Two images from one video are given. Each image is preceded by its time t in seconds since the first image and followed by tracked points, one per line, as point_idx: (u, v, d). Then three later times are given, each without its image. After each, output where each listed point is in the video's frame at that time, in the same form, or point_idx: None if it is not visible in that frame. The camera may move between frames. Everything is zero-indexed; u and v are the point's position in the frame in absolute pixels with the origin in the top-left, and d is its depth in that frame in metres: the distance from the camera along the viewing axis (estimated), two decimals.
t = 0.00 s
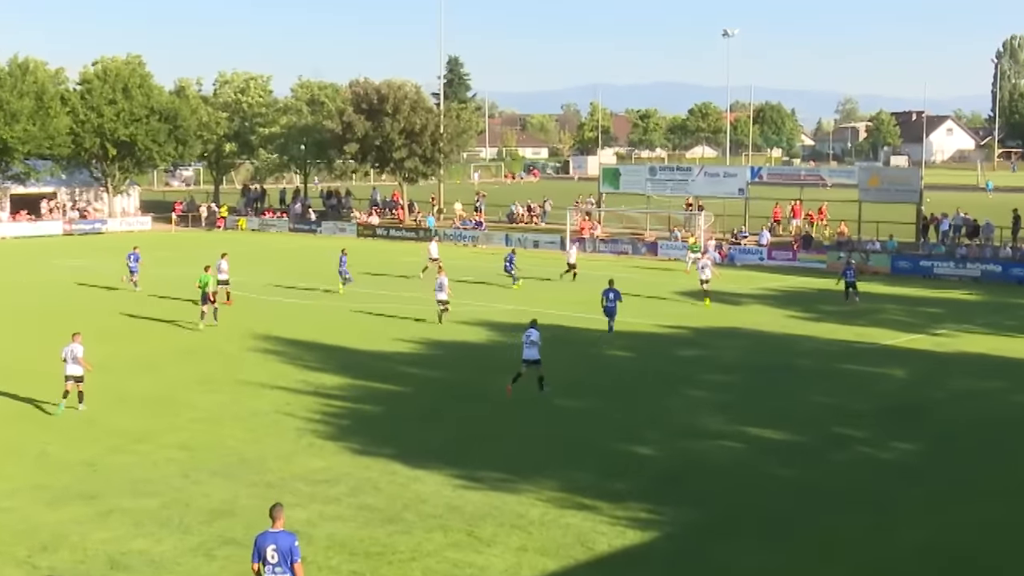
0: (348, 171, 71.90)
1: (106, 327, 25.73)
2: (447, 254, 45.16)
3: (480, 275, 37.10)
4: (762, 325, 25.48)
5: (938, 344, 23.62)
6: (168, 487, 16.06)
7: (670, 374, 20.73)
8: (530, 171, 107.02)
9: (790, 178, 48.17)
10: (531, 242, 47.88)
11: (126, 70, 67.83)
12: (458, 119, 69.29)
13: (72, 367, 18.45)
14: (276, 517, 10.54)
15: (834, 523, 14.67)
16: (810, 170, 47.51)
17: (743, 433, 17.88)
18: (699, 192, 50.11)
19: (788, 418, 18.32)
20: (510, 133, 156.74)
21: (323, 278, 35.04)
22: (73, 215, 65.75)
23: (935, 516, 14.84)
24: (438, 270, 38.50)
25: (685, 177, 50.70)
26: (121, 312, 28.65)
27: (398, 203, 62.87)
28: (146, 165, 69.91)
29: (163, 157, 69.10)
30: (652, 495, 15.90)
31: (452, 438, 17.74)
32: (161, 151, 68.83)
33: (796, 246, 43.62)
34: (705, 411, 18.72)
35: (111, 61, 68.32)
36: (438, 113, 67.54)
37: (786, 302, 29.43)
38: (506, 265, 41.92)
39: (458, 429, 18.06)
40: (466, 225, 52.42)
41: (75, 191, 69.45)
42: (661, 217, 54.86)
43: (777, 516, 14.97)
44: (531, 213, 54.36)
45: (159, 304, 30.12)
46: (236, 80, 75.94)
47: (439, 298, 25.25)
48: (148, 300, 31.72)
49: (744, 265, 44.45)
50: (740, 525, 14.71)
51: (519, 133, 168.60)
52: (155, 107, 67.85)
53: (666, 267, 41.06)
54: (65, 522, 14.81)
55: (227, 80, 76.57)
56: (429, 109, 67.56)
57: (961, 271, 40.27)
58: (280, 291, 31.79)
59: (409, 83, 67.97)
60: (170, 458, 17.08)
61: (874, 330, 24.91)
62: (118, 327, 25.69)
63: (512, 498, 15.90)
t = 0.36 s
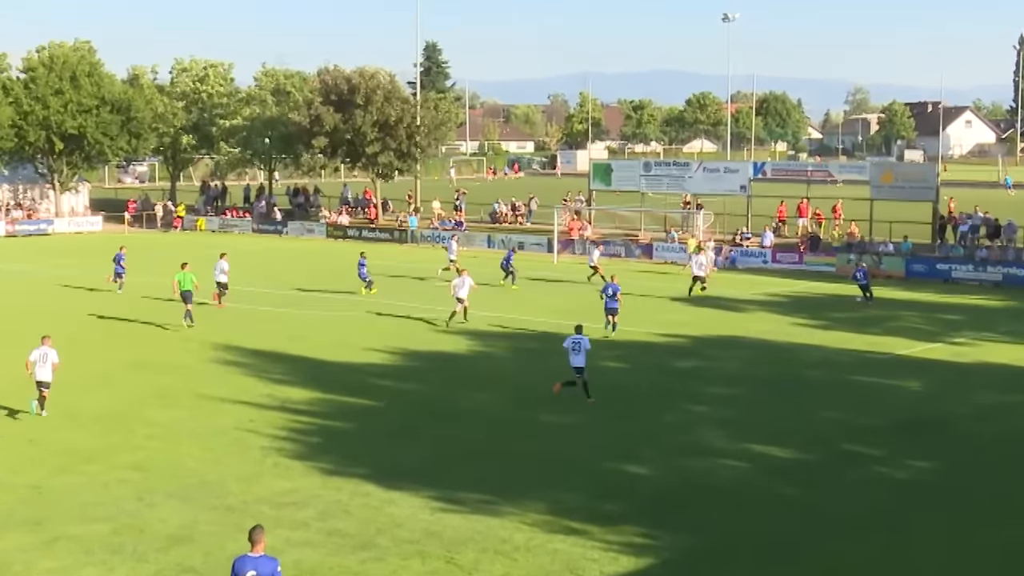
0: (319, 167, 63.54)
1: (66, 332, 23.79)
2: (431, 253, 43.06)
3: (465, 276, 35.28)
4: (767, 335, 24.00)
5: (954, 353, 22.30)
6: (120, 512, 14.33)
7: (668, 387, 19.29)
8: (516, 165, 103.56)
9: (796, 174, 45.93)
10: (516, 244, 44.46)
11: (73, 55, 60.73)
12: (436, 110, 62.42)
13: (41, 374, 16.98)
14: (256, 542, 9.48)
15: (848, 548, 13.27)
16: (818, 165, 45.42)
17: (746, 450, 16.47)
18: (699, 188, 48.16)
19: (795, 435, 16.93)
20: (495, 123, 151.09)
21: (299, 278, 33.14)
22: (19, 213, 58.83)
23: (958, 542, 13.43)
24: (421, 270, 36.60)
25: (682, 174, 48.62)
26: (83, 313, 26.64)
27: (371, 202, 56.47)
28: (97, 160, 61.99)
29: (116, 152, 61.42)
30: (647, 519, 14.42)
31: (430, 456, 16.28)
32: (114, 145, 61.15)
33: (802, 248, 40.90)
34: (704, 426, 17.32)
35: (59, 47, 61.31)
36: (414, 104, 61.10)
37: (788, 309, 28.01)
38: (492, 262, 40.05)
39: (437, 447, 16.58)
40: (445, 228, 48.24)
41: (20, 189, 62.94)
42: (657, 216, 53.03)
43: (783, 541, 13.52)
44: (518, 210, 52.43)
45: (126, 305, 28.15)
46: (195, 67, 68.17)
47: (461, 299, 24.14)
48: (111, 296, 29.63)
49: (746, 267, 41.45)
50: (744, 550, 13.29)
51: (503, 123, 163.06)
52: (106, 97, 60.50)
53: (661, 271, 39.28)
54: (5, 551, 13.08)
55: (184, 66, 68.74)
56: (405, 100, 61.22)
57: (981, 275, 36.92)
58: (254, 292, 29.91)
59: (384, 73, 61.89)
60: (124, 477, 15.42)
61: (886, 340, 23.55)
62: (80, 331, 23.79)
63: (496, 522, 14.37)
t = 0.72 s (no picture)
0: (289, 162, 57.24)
1: (27, 336, 22.33)
2: (419, 252, 41.40)
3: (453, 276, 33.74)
4: (773, 342, 22.72)
5: (973, 361, 21.07)
6: (73, 536, 12.96)
7: (669, 399, 17.98)
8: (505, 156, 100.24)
9: (809, 168, 43.40)
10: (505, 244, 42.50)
11: (19, 36, 53.43)
12: (418, 98, 55.73)
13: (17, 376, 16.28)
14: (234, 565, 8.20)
15: None
16: (832, 158, 42.91)
17: (754, 466, 15.18)
18: (702, 183, 45.19)
19: (805, 451, 15.66)
20: (482, 112, 146.47)
21: (279, 279, 31.62)
22: None
23: (992, 569, 12.09)
24: (407, 271, 35.06)
25: (685, 167, 45.58)
26: (46, 315, 25.09)
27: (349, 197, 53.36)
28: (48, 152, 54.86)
29: (70, 144, 54.58)
30: (647, 541, 13.08)
31: (411, 475, 14.94)
32: (67, 136, 54.19)
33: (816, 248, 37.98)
34: (708, 441, 16.04)
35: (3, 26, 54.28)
36: (395, 93, 54.64)
37: (793, 313, 26.73)
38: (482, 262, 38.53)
39: (419, 465, 15.25)
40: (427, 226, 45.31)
41: None
42: (656, 213, 51.16)
43: (797, 567, 12.20)
44: (507, 207, 50.68)
45: (95, 305, 26.63)
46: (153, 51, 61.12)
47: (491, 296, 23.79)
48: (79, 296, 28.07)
49: (756, 270, 38.47)
50: None
51: (489, 112, 158.77)
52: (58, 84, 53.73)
53: (660, 271, 37.75)
54: None
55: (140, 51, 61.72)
56: (386, 90, 54.67)
57: (1009, 277, 34.47)
58: (231, 294, 28.39)
59: (360, 57, 55.24)
60: (78, 499, 14.00)
61: (903, 348, 22.26)
62: (43, 336, 22.31)
63: (483, 544, 12.99)
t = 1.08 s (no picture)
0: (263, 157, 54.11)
1: None
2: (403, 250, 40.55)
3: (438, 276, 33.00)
4: (767, 345, 22.08)
5: (973, 364, 20.50)
6: (35, 549, 12.19)
7: (660, 405, 17.33)
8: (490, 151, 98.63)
9: (806, 162, 42.27)
10: (489, 242, 40.90)
11: None
12: (398, 90, 53.34)
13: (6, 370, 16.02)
14: None
15: None
16: (830, 152, 41.67)
17: (750, 476, 14.52)
18: (695, 179, 44.53)
19: (803, 459, 15.02)
20: (466, 106, 144.34)
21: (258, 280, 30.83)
22: None
23: None
24: (390, 271, 34.27)
25: (677, 162, 44.72)
26: (12, 317, 24.17)
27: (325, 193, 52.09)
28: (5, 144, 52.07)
29: (30, 138, 52.11)
30: (639, 554, 12.39)
31: (390, 485, 14.25)
32: (27, 129, 51.77)
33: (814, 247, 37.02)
34: (702, 450, 15.39)
35: None
36: (374, 83, 51.67)
37: (786, 315, 26.13)
38: (467, 262, 37.81)
39: (400, 474, 14.57)
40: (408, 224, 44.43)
41: None
42: (645, 212, 50.20)
43: None
44: (492, 203, 49.80)
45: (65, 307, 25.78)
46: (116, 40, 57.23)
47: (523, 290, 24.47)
48: (49, 298, 27.21)
49: (753, 270, 37.65)
50: None
51: (473, 105, 156.26)
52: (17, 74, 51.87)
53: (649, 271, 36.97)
54: None
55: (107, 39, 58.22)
56: (364, 79, 51.66)
57: (1016, 277, 33.92)
58: (208, 296, 27.59)
59: (336, 44, 52.17)
60: (40, 510, 13.25)
61: (903, 350, 21.65)
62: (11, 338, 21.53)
63: (466, 557, 12.29)
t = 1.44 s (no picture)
0: (250, 157, 53.75)
1: None
2: (393, 250, 40.43)
3: (427, 276, 32.88)
4: (759, 345, 21.99)
5: (967, 365, 20.43)
6: (20, 553, 12.04)
7: (650, 406, 17.20)
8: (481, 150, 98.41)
9: (798, 163, 42.47)
10: (479, 242, 40.90)
11: None
12: (387, 89, 52.85)
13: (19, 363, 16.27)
14: None
15: None
16: (823, 152, 41.94)
17: (742, 478, 14.40)
18: (687, 179, 44.17)
19: (796, 461, 14.90)
20: (456, 105, 144.02)
21: (246, 280, 30.67)
22: None
23: None
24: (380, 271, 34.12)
25: (669, 161, 44.49)
26: None
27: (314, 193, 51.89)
28: None
29: (15, 138, 52.26)
30: (631, 557, 12.26)
31: (379, 488, 14.11)
32: (12, 129, 51.93)
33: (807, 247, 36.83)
34: (694, 451, 15.27)
35: None
36: (363, 81, 51.45)
37: (777, 315, 26.05)
38: (457, 262, 37.68)
39: (388, 476, 14.43)
40: (397, 224, 44.30)
41: None
42: (637, 212, 49.94)
43: None
44: (483, 203, 49.68)
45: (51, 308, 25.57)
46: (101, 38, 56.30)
47: (557, 286, 25.55)
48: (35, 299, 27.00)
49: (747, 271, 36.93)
50: None
51: (463, 104, 156.00)
52: None
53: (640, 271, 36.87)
54: None
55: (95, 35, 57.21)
56: (353, 77, 51.41)
57: (1010, 277, 33.88)
58: (196, 297, 27.43)
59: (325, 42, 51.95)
60: (23, 514, 13.08)
61: (899, 351, 21.54)
62: None
63: (455, 560, 12.14)
